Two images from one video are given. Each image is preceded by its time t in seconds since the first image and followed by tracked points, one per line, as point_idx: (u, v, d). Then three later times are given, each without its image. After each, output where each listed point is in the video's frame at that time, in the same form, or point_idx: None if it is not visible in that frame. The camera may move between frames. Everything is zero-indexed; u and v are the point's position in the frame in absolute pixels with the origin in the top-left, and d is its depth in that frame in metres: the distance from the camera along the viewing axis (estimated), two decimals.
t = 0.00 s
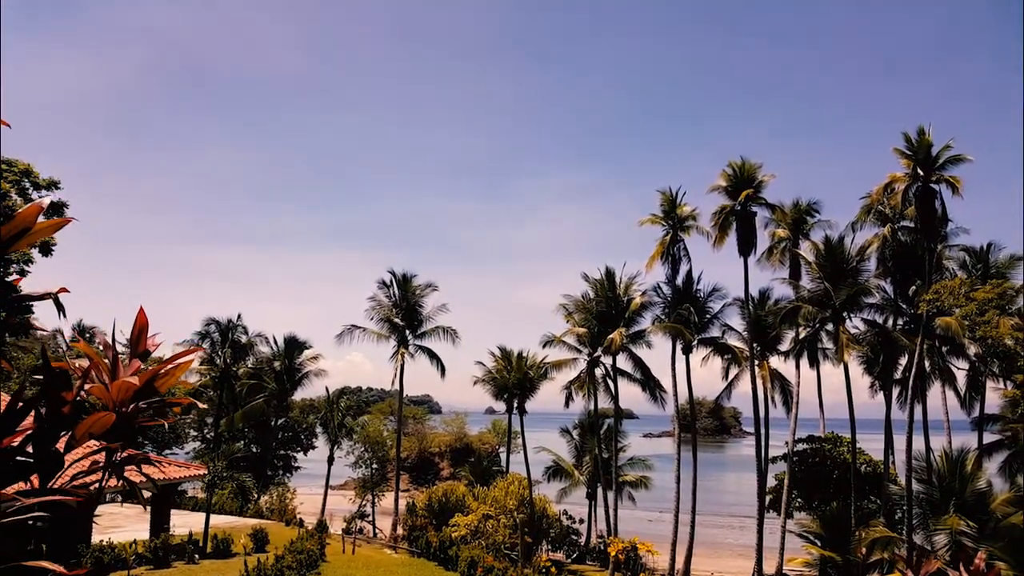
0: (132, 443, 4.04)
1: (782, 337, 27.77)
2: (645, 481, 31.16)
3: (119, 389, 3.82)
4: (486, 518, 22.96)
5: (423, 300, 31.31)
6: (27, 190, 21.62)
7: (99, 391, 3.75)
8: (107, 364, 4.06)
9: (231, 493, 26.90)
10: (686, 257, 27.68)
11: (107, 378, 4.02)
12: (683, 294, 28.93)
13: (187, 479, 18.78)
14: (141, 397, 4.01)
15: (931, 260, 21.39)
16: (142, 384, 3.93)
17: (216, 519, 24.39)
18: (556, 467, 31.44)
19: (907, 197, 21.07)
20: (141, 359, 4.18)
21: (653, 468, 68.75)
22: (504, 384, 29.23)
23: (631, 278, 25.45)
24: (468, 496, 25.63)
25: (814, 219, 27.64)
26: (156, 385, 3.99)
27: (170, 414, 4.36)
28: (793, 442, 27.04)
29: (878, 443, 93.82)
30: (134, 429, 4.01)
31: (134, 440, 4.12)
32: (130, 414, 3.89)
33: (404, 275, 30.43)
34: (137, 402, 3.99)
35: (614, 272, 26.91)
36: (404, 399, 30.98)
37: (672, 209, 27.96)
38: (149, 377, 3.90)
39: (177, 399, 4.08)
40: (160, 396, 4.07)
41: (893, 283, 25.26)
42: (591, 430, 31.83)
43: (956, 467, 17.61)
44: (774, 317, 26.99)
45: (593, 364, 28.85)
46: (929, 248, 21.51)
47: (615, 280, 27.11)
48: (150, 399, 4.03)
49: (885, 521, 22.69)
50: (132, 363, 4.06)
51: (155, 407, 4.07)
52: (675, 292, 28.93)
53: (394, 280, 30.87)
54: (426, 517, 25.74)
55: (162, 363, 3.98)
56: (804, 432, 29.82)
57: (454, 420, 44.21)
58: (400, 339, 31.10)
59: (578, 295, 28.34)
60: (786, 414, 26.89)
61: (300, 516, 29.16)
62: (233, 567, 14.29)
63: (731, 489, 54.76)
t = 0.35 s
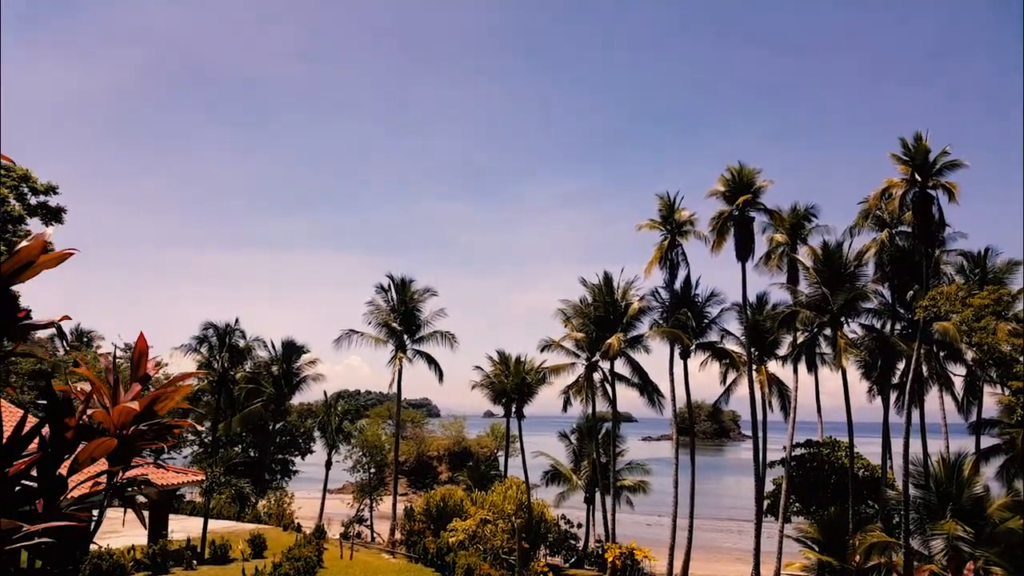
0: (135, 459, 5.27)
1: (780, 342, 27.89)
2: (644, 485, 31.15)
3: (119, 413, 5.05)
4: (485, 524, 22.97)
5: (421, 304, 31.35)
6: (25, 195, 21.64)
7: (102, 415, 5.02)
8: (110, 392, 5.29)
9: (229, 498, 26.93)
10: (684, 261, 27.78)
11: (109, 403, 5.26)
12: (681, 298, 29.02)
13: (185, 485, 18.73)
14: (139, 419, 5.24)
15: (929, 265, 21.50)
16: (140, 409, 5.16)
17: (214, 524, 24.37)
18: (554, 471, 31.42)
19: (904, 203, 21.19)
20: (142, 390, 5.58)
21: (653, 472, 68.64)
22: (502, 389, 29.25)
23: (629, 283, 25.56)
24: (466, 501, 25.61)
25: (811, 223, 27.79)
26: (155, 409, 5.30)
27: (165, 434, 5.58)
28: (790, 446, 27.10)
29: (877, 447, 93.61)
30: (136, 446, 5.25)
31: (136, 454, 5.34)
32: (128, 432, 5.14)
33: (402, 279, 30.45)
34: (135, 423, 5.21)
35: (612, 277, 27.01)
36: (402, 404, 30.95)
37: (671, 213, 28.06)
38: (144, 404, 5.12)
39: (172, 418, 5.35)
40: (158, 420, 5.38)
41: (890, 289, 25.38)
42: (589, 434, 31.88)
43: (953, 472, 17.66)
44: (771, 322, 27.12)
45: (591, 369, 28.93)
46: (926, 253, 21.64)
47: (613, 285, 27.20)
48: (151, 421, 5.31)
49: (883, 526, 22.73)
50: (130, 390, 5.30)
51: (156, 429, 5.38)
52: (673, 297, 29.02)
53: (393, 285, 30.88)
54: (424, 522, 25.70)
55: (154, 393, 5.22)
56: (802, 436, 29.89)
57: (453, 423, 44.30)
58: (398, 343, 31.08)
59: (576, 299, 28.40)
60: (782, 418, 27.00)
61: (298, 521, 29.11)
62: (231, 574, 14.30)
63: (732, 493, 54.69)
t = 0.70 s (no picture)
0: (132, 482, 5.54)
1: (779, 351, 27.92)
2: (643, 494, 31.01)
3: (116, 443, 5.32)
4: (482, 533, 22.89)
5: (420, 313, 31.34)
6: (21, 204, 21.72)
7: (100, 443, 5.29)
8: (107, 419, 5.56)
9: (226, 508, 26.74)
10: (682, 270, 27.83)
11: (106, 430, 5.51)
12: (680, 307, 29.03)
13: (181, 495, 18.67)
14: (136, 445, 5.52)
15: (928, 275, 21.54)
16: (137, 435, 5.46)
17: (210, 535, 24.24)
18: (552, 480, 31.23)
19: (902, 212, 21.28)
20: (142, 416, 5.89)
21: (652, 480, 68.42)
22: (500, 398, 29.19)
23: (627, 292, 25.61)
24: (464, 510, 25.44)
25: (810, 232, 27.90)
26: (151, 436, 5.59)
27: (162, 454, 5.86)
28: (789, 455, 27.01)
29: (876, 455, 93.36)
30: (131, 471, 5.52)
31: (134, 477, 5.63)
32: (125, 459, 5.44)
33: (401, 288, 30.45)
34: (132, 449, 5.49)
35: (610, 286, 27.06)
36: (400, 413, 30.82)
37: (669, 222, 28.16)
38: (142, 432, 5.42)
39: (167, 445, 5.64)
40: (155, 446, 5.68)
41: (889, 297, 25.44)
42: (588, 443, 31.78)
43: (951, 481, 17.52)
44: (770, 330, 27.17)
45: (589, 378, 28.91)
46: (924, 261, 21.70)
47: (612, 294, 27.24)
48: (147, 448, 5.60)
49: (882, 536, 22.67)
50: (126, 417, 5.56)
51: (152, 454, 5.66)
52: (672, 306, 29.04)
53: (391, 294, 30.89)
54: (422, 532, 25.55)
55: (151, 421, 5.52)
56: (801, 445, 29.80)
57: (451, 431, 44.22)
58: (396, 352, 31.04)
59: (574, 308, 28.40)
60: (781, 427, 26.97)
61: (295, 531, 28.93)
62: None
63: (731, 501, 54.52)
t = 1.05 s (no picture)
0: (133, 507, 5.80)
1: (777, 369, 28.08)
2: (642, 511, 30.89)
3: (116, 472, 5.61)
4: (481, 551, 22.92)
5: (419, 331, 31.48)
6: (22, 223, 21.97)
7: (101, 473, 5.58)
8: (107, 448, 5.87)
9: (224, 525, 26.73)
10: (681, 288, 28.06)
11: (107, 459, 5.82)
12: (679, 325, 29.22)
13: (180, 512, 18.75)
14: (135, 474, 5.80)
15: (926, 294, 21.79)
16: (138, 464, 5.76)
17: (209, 553, 24.19)
18: (551, 497, 31.11)
19: (899, 231, 21.60)
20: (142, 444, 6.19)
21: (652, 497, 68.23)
22: (499, 415, 29.26)
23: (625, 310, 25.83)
24: (463, 528, 25.34)
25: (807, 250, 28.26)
26: (150, 466, 5.88)
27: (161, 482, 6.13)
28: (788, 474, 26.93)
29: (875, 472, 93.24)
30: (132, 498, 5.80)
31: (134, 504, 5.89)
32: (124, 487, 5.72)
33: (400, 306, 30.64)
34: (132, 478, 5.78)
35: (609, 304, 27.27)
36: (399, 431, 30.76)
37: (667, 241, 28.48)
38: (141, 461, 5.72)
39: (165, 474, 5.95)
40: (153, 474, 5.96)
41: (887, 315, 25.69)
42: (586, 461, 31.73)
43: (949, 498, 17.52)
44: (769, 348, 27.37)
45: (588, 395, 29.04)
46: (921, 280, 21.99)
47: (610, 312, 27.45)
48: (146, 476, 5.89)
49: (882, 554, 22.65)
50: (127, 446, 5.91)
51: (150, 483, 5.96)
52: (670, 324, 29.23)
53: (391, 311, 31.09)
54: (421, 550, 25.44)
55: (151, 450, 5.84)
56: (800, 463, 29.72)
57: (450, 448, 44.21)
58: (395, 369, 31.15)
59: (573, 326, 28.50)
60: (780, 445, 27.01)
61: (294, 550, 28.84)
62: None
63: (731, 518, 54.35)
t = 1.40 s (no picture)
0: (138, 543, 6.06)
1: (776, 392, 28.31)
2: (643, 535, 30.75)
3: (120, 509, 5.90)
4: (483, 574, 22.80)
5: (420, 353, 31.69)
6: (28, 246, 22.35)
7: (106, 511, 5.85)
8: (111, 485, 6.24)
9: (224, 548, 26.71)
10: (680, 312, 28.40)
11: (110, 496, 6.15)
12: (678, 348, 29.52)
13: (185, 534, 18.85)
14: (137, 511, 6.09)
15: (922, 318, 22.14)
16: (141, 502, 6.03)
17: None
18: (552, 520, 31.02)
19: (895, 256, 22.02)
20: (143, 480, 6.53)
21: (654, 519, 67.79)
22: (500, 438, 29.33)
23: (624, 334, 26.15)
24: (464, 551, 25.29)
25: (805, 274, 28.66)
26: (152, 502, 6.12)
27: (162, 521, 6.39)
28: (788, 497, 26.94)
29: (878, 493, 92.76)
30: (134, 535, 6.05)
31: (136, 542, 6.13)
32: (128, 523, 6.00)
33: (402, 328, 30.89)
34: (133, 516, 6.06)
35: (609, 328, 27.58)
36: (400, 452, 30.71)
37: (666, 265, 28.89)
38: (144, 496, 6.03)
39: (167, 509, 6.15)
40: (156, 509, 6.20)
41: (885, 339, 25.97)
42: (587, 483, 31.70)
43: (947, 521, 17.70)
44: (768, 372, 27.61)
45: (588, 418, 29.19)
46: (918, 305, 22.33)
47: (610, 335, 27.74)
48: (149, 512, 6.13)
49: None
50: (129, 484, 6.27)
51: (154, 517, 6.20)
52: (670, 347, 29.51)
53: (392, 333, 31.28)
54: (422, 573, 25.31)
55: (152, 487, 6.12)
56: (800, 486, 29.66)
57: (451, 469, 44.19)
58: (397, 391, 31.27)
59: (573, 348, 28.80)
60: (780, 468, 27.07)
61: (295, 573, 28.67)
62: None
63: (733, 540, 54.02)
